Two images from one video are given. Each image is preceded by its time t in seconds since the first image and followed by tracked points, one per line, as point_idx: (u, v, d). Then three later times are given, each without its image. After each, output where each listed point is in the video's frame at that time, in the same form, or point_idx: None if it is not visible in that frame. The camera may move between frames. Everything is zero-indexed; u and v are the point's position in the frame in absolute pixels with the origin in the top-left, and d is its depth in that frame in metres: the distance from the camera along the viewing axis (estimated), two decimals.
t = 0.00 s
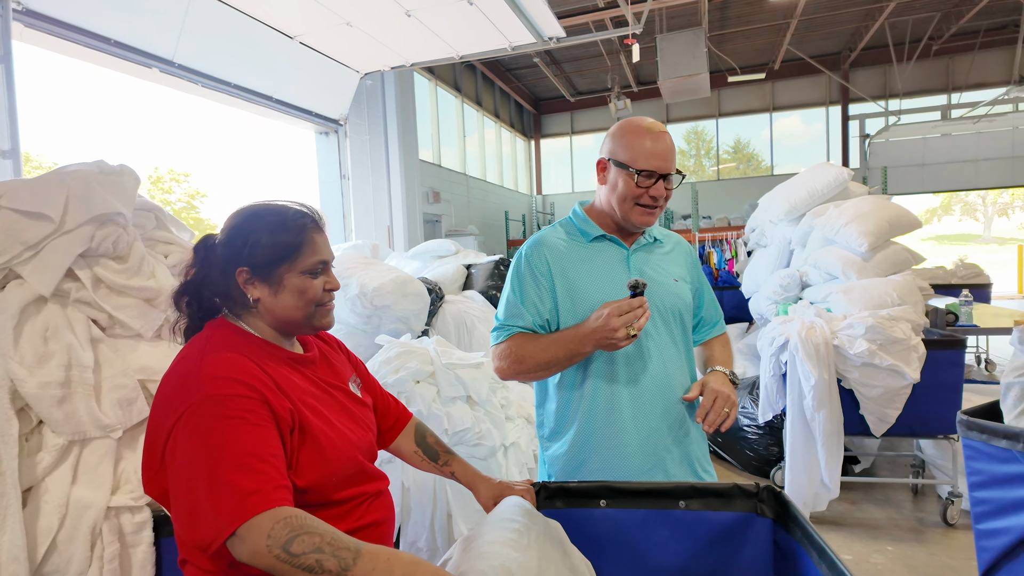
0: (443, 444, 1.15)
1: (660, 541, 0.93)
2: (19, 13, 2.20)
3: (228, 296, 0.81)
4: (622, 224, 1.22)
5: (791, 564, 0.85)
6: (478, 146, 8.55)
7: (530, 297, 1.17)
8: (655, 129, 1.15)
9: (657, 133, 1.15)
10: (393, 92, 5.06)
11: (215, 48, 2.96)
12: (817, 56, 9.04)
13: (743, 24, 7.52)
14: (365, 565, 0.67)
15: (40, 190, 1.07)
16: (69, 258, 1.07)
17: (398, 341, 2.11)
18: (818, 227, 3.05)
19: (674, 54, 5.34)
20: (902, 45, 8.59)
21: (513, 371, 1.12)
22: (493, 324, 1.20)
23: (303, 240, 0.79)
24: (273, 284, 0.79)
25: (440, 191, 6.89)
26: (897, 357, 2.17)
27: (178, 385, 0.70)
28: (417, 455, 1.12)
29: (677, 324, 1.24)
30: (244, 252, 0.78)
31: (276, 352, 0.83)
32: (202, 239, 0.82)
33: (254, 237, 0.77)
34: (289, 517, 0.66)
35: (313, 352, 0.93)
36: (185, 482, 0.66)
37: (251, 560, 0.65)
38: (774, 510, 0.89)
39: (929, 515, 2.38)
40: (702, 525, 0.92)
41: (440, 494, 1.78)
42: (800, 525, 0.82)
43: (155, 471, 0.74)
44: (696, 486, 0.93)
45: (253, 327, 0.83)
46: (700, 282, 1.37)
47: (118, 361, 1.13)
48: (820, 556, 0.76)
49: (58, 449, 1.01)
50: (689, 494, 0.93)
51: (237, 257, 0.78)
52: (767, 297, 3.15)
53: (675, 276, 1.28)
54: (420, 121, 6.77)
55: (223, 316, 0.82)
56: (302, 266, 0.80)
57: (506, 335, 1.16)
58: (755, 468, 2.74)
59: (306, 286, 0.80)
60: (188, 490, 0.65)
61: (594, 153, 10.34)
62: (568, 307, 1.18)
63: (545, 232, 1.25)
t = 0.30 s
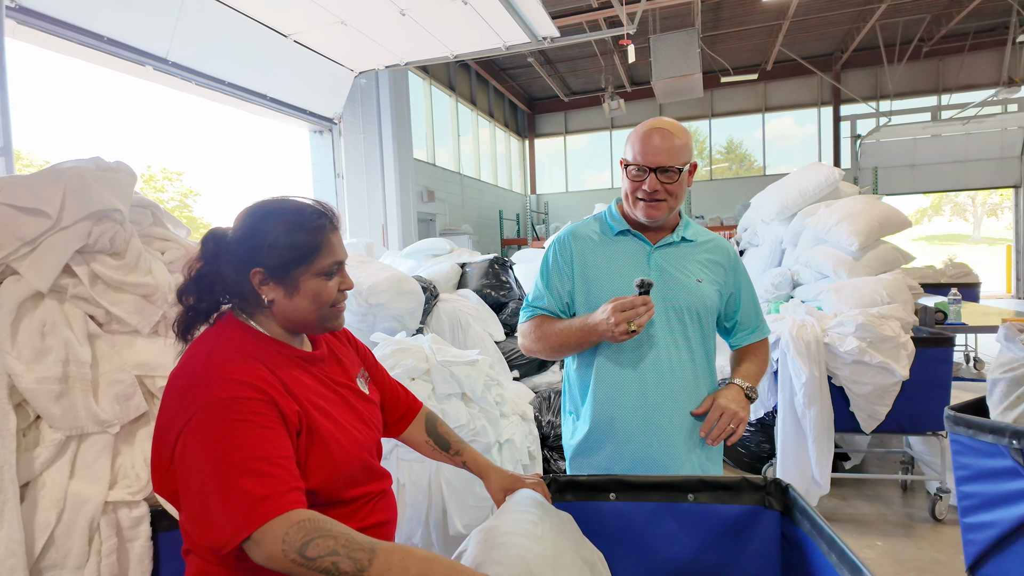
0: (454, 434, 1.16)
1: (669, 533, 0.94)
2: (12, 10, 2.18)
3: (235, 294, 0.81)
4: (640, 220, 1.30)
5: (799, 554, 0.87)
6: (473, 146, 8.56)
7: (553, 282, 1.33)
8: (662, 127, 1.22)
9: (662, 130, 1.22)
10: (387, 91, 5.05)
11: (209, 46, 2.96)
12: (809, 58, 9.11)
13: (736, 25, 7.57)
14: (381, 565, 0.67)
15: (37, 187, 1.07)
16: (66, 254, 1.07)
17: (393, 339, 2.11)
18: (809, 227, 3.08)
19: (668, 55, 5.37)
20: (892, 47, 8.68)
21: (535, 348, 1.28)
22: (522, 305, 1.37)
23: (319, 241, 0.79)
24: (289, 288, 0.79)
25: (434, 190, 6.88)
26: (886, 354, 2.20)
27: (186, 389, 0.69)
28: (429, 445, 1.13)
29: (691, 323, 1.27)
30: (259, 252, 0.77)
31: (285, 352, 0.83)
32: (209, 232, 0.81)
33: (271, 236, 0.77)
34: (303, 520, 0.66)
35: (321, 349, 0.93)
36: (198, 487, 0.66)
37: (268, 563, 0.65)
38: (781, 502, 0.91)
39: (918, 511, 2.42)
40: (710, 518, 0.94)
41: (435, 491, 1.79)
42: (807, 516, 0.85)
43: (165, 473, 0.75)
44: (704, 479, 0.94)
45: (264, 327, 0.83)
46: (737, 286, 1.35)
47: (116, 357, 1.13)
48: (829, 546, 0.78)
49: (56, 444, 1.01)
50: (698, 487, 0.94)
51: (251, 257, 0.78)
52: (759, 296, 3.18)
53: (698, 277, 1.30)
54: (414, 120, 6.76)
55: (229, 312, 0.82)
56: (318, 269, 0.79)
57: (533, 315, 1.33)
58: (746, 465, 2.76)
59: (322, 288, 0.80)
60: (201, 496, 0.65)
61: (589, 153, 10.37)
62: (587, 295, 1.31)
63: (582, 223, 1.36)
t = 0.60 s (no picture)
0: (459, 439, 1.17)
1: (666, 533, 0.96)
2: (4, 9, 2.16)
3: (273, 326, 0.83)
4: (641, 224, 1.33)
5: (795, 554, 0.88)
6: (467, 145, 8.55)
7: (555, 272, 1.40)
8: (663, 134, 1.26)
9: (662, 137, 1.26)
10: (381, 90, 5.04)
11: (203, 46, 2.95)
12: (803, 59, 9.16)
13: (730, 26, 7.60)
14: None
15: (30, 189, 1.06)
16: (59, 255, 1.07)
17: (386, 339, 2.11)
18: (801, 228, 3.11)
19: (662, 57, 5.39)
20: (885, 49, 8.74)
21: (533, 332, 1.35)
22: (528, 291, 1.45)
23: (340, 257, 0.80)
24: (318, 309, 0.81)
25: (428, 190, 6.88)
26: (876, 355, 2.22)
27: (207, 399, 0.70)
28: (435, 453, 1.14)
29: (677, 328, 1.31)
30: (286, 280, 0.79)
31: (308, 376, 0.83)
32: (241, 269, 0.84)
33: (293, 262, 0.78)
34: (309, 539, 0.67)
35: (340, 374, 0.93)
36: (208, 499, 0.66)
37: None
38: (776, 502, 0.93)
39: (907, 510, 2.45)
40: (706, 518, 0.95)
41: (428, 491, 1.80)
42: (802, 515, 0.86)
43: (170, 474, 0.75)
44: (700, 480, 0.96)
45: (299, 348, 0.86)
46: (740, 299, 1.34)
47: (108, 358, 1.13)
48: (827, 545, 0.79)
49: (48, 446, 1.01)
50: (694, 487, 0.96)
51: (280, 286, 0.80)
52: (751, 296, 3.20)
53: (692, 284, 1.32)
54: (408, 120, 6.75)
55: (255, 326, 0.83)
56: (344, 285, 0.81)
57: (533, 300, 1.41)
58: (738, 464, 2.77)
59: (353, 304, 0.82)
60: (212, 507, 0.66)
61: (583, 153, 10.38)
62: (581, 289, 1.37)
63: (591, 218, 1.43)
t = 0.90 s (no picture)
0: (461, 462, 1.17)
1: (668, 538, 0.98)
2: None
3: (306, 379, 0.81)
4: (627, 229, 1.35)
5: (799, 558, 0.90)
6: (462, 145, 8.56)
7: (542, 277, 1.41)
8: (646, 141, 1.28)
9: (646, 145, 1.27)
10: (376, 90, 5.04)
11: (196, 47, 2.94)
12: (796, 61, 9.22)
13: (723, 28, 7.63)
14: None
15: (25, 195, 1.06)
16: (54, 261, 1.07)
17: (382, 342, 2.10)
18: (793, 231, 3.13)
19: (656, 59, 5.41)
20: (877, 51, 8.80)
21: (522, 338, 1.36)
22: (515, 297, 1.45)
23: (385, 319, 0.79)
24: (360, 369, 0.80)
25: (423, 190, 6.89)
26: (866, 357, 2.25)
27: (230, 442, 0.72)
28: (438, 481, 1.14)
29: (663, 332, 1.32)
30: (330, 339, 0.78)
31: (333, 429, 0.83)
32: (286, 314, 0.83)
33: (338, 321, 0.77)
34: None
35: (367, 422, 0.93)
36: (225, 538, 0.70)
37: None
38: (779, 507, 0.94)
39: (897, 510, 2.47)
40: (709, 523, 0.97)
41: (422, 493, 1.81)
42: (806, 520, 0.87)
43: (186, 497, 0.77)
44: (703, 485, 0.98)
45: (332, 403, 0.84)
46: (720, 300, 1.37)
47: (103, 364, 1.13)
48: (832, 550, 0.80)
49: (43, 451, 1.01)
50: (697, 493, 0.98)
51: (322, 345, 0.78)
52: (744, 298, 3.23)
53: (674, 286, 1.34)
54: (403, 120, 6.76)
55: (289, 371, 0.81)
56: (385, 347, 0.80)
57: (522, 306, 1.41)
58: (730, 465, 2.80)
59: (393, 366, 0.81)
60: (227, 547, 0.69)
61: (578, 153, 10.40)
62: (569, 293, 1.38)
63: (574, 226, 1.45)
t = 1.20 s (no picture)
0: (485, 444, 1.10)
1: (690, 537, 0.96)
2: None
3: (267, 315, 0.80)
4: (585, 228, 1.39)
5: (825, 562, 0.87)
6: (454, 145, 8.54)
7: (512, 283, 1.41)
8: (595, 143, 1.32)
9: (595, 146, 1.32)
10: (367, 89, 5.01)
11: (185, 44, 2.92)
12: (786, 62, 9.27)
13: (715, 29, 7.67)
14: None
15: (3, 191, 1.04)
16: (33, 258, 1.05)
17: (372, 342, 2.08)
18: (783, 231, 3.15)
19: (647, 59, 5.43)
20: (866, 53, 8.87)
21: (498, 345, 1.33)
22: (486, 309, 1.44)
23: (344, 255, 0.77)
24: (315, 303, 0.77)
25: (414, 189, 6.87)
26: (854, 356, 2.26)
27: (210, 400, 0.68)
28: (461, 459, 1.07)
29: (635, 320, 1.35)
30: (287, 271, 0.76)
31: (319, 377, 0.80)
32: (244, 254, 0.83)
33: (295, 254, 0.76)
34: (338, 532, 0.66)
35: (358, 374, 0.88)
36: (224, 497, 0.65)
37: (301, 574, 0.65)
38: (804, 508, 0.92)
39: (884, 508, 2.49)
40: (732, 523, 0.95)
41: (411, 493, 1.80)
42: (831, 521, 0.85)
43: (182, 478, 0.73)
44: (726, 484, 0.96)
45: (296, 343, 0.82)
46: (680, 285, 1.43)
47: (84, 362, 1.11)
48: (856, 553, 0.78)
49: (21, 451, 1.00)
50: (719, 492, 0.96)
51: (280, 278, 0.77)
52: (734, 298, 3.24)
53: (639, 277, 1.38)
54: (394, 119, 6.72)
55: (263, 323, 0.81)
56: (344, 284, 0.77)
57: (494, 314, 1.40)
58: (720, 464, 2.81)
59: (351, 304, 0.78)
60: (229, 507, 0.65)
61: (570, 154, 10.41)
62: (538, 295, 1.40)
63: (535, 233, 1.47)
